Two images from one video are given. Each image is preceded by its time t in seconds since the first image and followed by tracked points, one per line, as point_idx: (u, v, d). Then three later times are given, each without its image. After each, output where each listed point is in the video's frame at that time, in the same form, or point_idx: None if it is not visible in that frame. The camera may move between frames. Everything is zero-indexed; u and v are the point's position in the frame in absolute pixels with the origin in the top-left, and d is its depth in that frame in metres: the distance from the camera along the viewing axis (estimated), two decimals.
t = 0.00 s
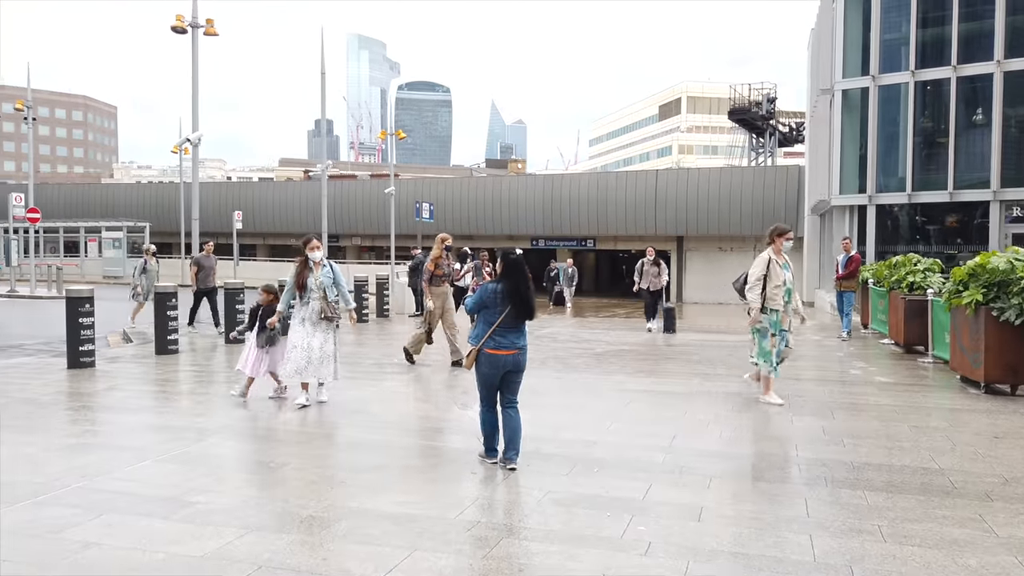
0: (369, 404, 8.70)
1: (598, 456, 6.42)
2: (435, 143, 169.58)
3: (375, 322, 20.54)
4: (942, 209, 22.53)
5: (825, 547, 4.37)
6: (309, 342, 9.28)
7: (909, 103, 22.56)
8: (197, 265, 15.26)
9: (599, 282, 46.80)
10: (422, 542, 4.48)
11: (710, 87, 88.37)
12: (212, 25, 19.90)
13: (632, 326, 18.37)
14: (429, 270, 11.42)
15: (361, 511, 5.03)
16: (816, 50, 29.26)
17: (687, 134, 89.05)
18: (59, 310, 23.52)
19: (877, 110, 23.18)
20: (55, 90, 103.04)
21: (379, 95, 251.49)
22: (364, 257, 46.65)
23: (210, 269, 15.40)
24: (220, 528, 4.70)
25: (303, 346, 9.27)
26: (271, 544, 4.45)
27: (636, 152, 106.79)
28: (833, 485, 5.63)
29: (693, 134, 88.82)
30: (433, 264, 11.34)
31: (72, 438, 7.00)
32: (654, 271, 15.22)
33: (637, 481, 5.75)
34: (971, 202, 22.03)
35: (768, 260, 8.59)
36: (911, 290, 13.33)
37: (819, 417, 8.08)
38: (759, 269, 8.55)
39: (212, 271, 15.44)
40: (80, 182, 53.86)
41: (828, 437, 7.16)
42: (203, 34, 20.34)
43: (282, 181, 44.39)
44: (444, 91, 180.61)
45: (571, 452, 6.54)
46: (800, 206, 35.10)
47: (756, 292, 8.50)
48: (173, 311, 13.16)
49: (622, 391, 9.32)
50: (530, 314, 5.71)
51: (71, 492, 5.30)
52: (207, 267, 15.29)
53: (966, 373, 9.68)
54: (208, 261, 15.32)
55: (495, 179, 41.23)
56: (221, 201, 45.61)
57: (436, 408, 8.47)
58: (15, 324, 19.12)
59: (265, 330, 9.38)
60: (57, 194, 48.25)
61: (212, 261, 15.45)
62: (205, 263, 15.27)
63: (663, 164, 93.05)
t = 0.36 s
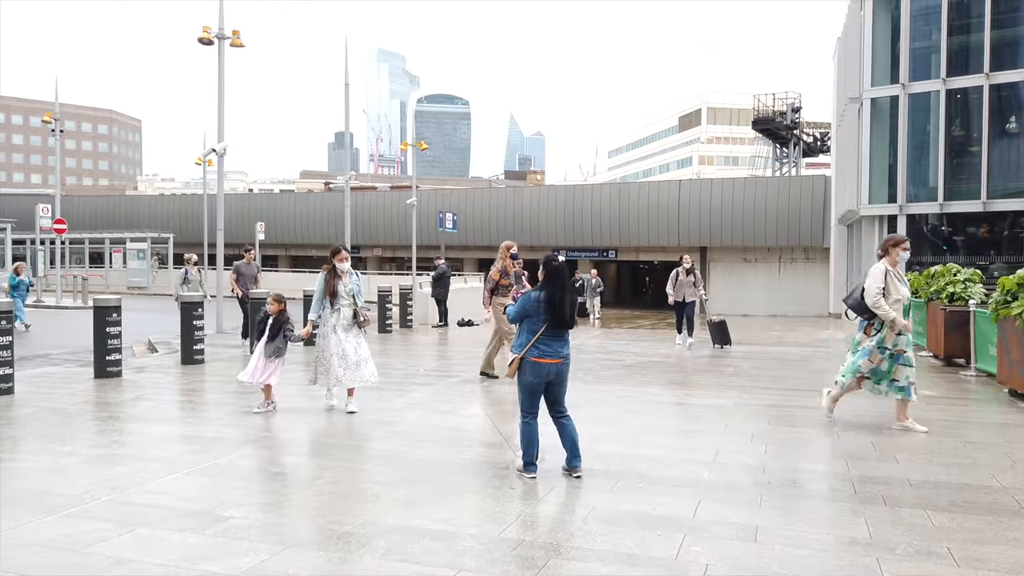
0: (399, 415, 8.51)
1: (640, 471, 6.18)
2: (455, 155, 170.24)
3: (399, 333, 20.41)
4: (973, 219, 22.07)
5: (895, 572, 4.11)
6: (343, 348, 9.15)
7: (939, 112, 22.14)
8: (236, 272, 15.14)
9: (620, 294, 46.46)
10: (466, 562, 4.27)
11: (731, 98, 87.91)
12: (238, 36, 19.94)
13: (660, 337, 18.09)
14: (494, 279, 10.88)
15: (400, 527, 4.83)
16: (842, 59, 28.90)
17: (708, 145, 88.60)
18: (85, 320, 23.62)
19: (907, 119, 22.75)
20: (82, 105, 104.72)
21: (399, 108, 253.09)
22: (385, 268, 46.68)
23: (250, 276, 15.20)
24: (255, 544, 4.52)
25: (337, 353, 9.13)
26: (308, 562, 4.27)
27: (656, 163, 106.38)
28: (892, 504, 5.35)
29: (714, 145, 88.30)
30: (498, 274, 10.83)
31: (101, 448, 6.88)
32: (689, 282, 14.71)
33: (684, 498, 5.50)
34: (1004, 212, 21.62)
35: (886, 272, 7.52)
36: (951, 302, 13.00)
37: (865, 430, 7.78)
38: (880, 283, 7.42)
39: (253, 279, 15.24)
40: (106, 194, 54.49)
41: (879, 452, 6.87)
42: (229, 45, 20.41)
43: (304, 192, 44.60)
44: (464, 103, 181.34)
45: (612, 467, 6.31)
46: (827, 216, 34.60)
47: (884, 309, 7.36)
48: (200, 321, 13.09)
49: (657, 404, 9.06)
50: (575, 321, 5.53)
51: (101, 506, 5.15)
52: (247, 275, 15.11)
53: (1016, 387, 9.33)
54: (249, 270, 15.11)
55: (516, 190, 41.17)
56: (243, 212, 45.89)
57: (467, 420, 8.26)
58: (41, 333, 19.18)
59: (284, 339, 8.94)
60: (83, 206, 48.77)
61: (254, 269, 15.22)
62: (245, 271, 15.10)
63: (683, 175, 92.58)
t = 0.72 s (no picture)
0: (432, 428, 8.36)
1: (688, 491, 5.96)
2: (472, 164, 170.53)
3: (422, 343, 20.26)
4: (1005, 228, 21.56)
5: None
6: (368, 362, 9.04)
7: (970, 120, 21.72)
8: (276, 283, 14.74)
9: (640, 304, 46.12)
10: None
11: (749, 106, 87.42)
12: (263, 47, 19.99)
13: (688, 349, 17.80)
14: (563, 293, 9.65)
15: (448, 551, 4.66)
16: (868, 67, 28.53)
17: (726, 154, 88.01)
18: (108, 329, 23.69)
19: (936, 127, 22.37)
20: (105, 116, 106.06)
21: (416, 118, 254.20)
22: (404, 277, 46.64)
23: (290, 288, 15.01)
24: (298, 568, 4.36)
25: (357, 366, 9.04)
26: None
27: (674, 172, 105.92)
28: (959, 530, 5.10)
29: (732, 154, 87.78)
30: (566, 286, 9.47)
31: (134, 463, 6.76)
32: (728, 295, 13.70)
33: (738, 521, 5.28)
34: None
35: (1014, 286, 6.85)
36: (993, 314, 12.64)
37: (915, 448, 7.52)
38: (1003, 298, 6.80)
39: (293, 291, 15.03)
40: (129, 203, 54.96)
41: (934, 472, 6.61)
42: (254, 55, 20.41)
43: (325, 202, 44.73)
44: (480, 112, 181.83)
45: (658, 487, 6.09)
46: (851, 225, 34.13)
47: (997, 326, 6.79)
48: (226, 331, 13.00)
49: (696, 419, 8.82)
50: (637, 334, 5.40)
51: (137, 525, 5.01)
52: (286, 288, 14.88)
53: None
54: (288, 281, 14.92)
55: (537, 200, 41.06)
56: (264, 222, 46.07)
57: (501, 434, 8.07)
58: (67, 343, 19.24)
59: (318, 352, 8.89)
60: (106, 215, 49.23)
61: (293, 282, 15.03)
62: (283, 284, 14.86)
63: (702, 185, 92.02)
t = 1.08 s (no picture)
0: (456, 438, 8.20)
1: (722, 505, 5.79)
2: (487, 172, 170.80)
3: (440, 351, 20.15)
4: None
5: None
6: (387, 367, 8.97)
7: (995, 125, 21.36)
8: (313, 292, 15.00)
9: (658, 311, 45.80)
10: None
11: (767, 113, 86.85)
12: (283, 54, 20.04)
13: (710, 357, 17.58)
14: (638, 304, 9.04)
15: (480, 566, 4.52)
16: (891, 72, 28.19)
17: (744, 161, 87.39)
18: (128, 336, 23.76)
19: (961, 132, 22.03)
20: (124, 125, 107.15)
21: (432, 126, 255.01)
22: (421, 285, 46.62)
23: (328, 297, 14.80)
24: None
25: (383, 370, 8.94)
26: None
27: (690, 179, 105.37)
28: (1011, 548, 4.88)
29: (749, 160, 87.15)
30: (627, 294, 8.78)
31: (157, 472, 6.67)
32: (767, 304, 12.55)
33: (779, 538, 5.09)
34: None
35: None
36: None
37: (955, 461, 7.27)
38: None
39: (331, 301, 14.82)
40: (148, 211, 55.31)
41: (977, 486, 6.36)
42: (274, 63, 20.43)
43: (342, 210, 44.86)
44: (496, 120, 182.09)
45: (691, 500, 5.92)
46: (873, 232, 33.72)
47: None
48: (246, 338, 12.93)
49: (726, 429, 8.61)
50: (679, 346, 5.55)
51: (160, 536, 4.91)
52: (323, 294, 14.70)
53: None
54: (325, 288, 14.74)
55: (554, 206, 40.95)
56: (282, 230, 46.23)
57: (527, 444, 7.91)
58: (88, 349, 19.30)
59: (350, 358, 8.78)
60: (126, 223, 49.61)
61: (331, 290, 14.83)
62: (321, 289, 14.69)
63: (719, 192, 91.47)
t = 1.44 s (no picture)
0: (477, 443, 7.96)
1: (760, 516, 5.52)
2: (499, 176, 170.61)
3: (456, 354, 19.92)
4: None
5: None
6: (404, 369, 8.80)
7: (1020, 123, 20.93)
8: (345, 291, 13.66)
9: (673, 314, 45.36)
10: None
11: (781, 115, 86.20)
12: (297, 56, 19.90)
13: (731, 360, 17.26)
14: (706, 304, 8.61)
15: None
16: (912, 71, 27.76)
17: (758, 163, 86.69)
18: (141, 339, 23.69)
19: (984, 132, 21.59)
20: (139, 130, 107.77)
21: (444, 130, 255.24)
22: (434, 288, 46.43)
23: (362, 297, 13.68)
24: None
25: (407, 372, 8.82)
26: None
27: (704, 182, 104.76)
28: None
29: (764, 163, 86.44)
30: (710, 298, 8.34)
31: (170, 479, 6.46)
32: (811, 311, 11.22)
33: (826, 552, 4.81)
34: None
35: None
36: None
37: (1000, 469, 6.95)
38: None
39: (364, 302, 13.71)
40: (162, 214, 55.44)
41: None
42: (289, 65, 20.29)
43: (356, 213, 44.78)
44: (509, 124, 182.10)
45: (727, 511, 5.65)
46: (893, 234, 33.22)
47: None
48: (261, 341, 12.75)
49: (759, 435, 8.27)
50: (716, 348, 5.36)
51: (174, 547, 4.69)
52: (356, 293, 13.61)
53: None
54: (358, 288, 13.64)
55: (569, 208, 40.71)
56: (296, 233, 46.20)
57: (550, 449, 7.66)
58: (102, 353, 19.21)
59: (383, 359, 8.59)
60: (140, 227, 49.73)
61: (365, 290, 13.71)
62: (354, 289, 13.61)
63: (733, 194, 90.77)
